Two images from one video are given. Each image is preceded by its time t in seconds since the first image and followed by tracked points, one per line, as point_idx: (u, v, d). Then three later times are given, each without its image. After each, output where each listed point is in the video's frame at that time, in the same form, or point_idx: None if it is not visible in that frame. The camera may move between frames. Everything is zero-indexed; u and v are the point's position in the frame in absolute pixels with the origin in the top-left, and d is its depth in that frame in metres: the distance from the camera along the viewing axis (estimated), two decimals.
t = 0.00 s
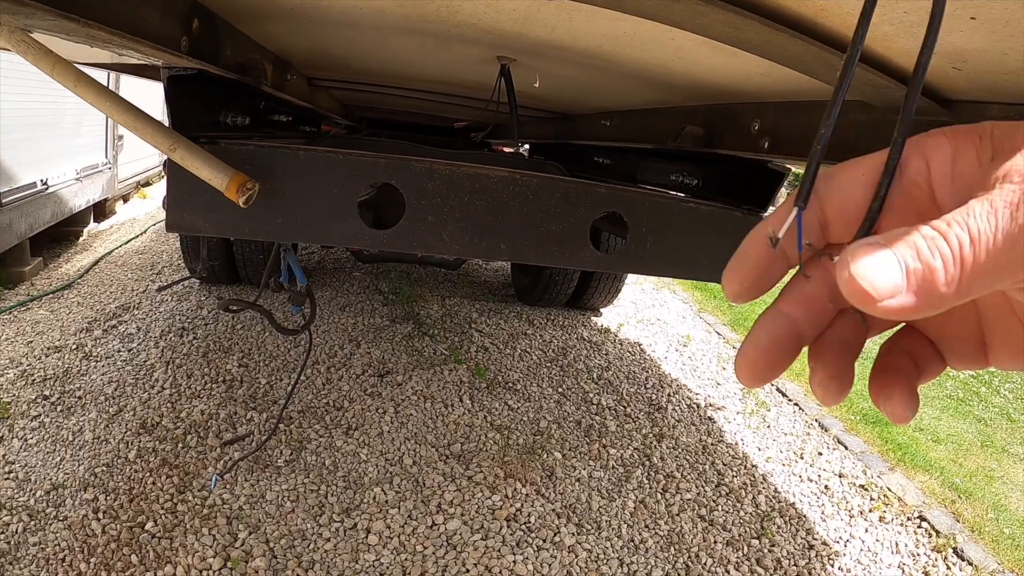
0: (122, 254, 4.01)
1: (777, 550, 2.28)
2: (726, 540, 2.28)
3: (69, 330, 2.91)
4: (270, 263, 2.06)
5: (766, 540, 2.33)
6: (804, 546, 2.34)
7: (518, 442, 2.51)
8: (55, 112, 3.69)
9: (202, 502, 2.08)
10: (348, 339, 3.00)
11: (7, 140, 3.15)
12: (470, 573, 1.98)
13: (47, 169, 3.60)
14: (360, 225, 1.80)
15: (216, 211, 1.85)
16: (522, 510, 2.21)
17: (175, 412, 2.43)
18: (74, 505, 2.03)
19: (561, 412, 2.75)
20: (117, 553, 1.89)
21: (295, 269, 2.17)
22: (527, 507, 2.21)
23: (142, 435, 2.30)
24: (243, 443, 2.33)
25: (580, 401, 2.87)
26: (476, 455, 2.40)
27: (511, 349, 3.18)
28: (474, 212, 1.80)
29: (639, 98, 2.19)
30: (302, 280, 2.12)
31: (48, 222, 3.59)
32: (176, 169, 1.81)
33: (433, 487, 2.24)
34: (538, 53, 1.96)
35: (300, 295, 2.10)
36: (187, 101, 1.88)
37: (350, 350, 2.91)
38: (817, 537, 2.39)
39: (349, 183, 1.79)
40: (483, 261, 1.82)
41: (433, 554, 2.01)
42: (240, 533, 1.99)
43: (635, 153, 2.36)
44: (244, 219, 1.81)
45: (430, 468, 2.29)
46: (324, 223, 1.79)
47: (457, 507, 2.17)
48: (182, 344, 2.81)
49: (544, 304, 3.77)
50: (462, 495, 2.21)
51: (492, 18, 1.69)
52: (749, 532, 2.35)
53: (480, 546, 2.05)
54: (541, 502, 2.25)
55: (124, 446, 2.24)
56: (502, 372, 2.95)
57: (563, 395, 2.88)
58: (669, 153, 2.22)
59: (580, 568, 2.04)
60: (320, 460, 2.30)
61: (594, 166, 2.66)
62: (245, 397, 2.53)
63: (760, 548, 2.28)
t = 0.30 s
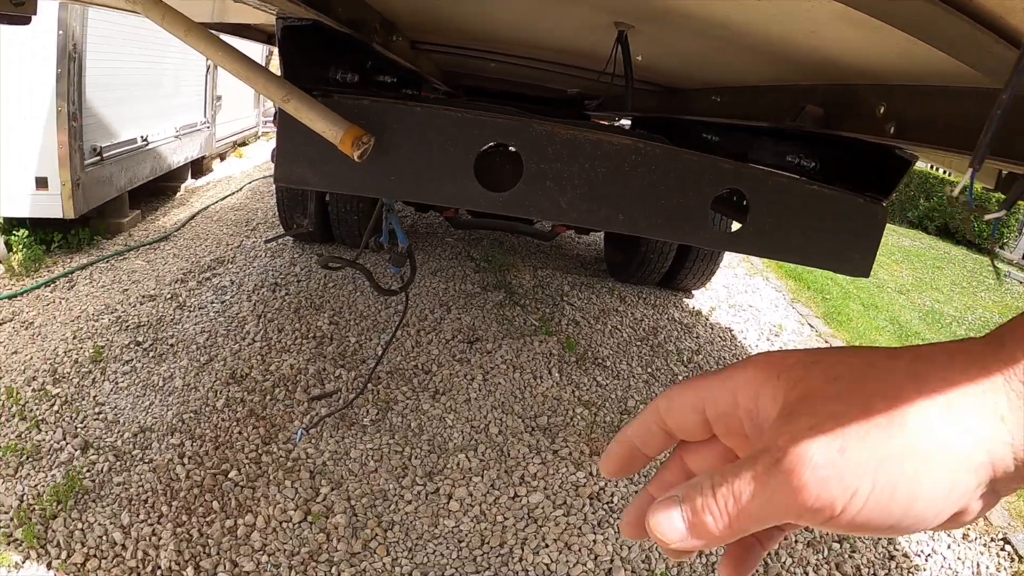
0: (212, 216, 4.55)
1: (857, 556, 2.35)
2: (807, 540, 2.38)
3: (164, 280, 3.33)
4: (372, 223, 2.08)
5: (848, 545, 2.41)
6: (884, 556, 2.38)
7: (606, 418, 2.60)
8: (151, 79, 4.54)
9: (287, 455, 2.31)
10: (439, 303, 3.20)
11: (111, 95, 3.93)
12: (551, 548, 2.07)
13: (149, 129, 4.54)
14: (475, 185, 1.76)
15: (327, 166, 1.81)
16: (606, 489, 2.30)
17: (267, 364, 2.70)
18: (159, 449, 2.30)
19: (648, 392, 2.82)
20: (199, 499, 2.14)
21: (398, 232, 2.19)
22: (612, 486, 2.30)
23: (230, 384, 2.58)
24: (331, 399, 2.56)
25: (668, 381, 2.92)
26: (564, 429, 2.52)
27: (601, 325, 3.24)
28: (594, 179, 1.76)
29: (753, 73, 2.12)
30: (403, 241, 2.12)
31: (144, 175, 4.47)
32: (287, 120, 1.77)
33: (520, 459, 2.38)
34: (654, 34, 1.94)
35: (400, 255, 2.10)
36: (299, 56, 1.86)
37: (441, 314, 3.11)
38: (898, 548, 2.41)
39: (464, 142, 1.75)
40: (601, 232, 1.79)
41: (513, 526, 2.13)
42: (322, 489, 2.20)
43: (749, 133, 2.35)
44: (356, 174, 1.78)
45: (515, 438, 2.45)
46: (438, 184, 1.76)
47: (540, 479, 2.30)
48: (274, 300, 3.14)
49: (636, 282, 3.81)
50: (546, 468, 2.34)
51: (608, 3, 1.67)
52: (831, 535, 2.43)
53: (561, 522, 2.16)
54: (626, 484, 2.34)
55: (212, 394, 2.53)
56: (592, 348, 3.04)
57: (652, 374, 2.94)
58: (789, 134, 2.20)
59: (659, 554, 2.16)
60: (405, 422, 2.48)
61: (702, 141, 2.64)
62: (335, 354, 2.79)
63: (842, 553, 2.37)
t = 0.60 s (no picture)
0: (304, 172, 4.65)
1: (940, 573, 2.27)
2: (889, 551, 2.28)
3: (254, 234, 3.43)
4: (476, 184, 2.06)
5: (929, 560, 2.30)
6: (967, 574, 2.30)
7: (694, 403, 2.55)
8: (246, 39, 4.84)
9: (369, 416, 2.38)
10: (529, 272, 3.09)
11: (203, 52, 4.22)
12: (631, 531, 2.12)
13: (241, 87, 4.88)
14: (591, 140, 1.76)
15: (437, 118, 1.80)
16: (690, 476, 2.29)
17: (353, 321, 2.73)
18: (240, 400, 2.42)
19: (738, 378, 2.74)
20: (279, 452, 2.25)
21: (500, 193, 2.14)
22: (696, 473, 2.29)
23: (315, 339, 2.64)
24: (416, 359, 2.59)
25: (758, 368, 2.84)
26: (651, 409, 2.49)
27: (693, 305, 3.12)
28: (722, 148, 1.75)
29: (876, 53, 2.00)
30: (504, 205, 2.08)
31: (235, 130, 4.83)
32: (399, 67, 1.76)
33: (605, 437, 2.36)
34: (774, 13, 1.84)
35: (502, 219, 2.10)
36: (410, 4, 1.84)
37: (532, 282, 3.02)
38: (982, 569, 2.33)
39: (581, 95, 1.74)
40: (725, 204, 1.79)
41: (594, 506, 2.17)
42: (403, 452, 2.27)
43: (865, 113, 2.21)
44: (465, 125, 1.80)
45: (602, 415, 2.43)
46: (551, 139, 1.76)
47: (624, 460, 2.30)
48: (362, 258, 3.10)
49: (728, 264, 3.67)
50: (631, 449, 2.33)
51: None
52: (914, 547, 2.33)
53: (643, 506, 2.18)
54: (712, 473, 2.31)
55: (297, 347, 2.60)
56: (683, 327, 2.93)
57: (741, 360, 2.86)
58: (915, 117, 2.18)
59: (739, 548, 2.14)
60: (491, 389, 2.51)
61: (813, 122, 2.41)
62: (422, 316, 2.76)
63: (923, 566, 2.27)
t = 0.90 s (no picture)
0: (341, 156, 4.63)
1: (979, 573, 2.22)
2: (930, 548, 2.23)
3: (293, 218, 3.44)
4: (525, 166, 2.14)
5: (970, 559, 2.26)
6: None
7: (737, 392, 2.50)
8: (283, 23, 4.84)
9: (410, 399, 2.37)
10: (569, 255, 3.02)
11: (240, 37, 4.23)
12: (673, 522, 2.09)
13: (278, 71, 4.91)
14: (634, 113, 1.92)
15: (488, 98, 1.97)
16: (733, 466, 2.25)
17: (392, 305, 2.72)
18: (281, 383, 2.43)
19: (781, 368, 2.69)
20: (319, 436, 2.26)
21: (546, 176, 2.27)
22: (740, 464, 2.25)
23: (355, 323, 2.64)
24: (457, 344, 2.57)
25: (800, 358, 2.79)
26: (693, 398, 2.45)
27: (735, 292, 3.07)
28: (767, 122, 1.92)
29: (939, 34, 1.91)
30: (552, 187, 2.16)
31: (274, 114, 4.89)
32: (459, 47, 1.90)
33: (646, 426, 2.33)
34: None
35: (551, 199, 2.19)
36: None
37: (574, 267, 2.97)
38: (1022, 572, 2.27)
39: (624, 70, 1.89)
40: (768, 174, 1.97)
41: (636, 495, 2.15)
42: (444, 437, 2.26)
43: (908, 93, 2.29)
44: (514, 101, 1.96)
45: (643, 403, 2.39)
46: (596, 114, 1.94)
47: (667, 449, 2.27)
48: (402, 242, 3.08)
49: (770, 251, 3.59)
50: (674, 437, 2.30)
51: None
52: (954, 546, 2.28)
53: (686, 496, 2.15)
54: (755, 465, 2.26)
55: (337, 331, 2.61)
56: (724, 316, 2.89)
57: (784, 350, 2.80)
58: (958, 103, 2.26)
59: (780, 542, 2.10)
60: (534, 375, 2.48)
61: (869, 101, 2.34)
62: (462, 300, 2.75)
63: (963, 566, 2.23)
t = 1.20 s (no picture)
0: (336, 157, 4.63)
1: (984, 562, 2.20)
2: (934, 537, 2.22)
3: (287, 220, 3.44)
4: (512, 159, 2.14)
5: (975, 547, 2.24)
6: (1012, 565, 2.23)
7: (735, 384, 2.49)
8: (272, 25, 4.84)
9: (404, 398, 2.35)
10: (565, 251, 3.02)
11: (229, 40, 4.23)
12: (672, 516, 2.08)
13: (270, 74, 4.92)
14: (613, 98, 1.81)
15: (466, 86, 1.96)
16: (732, 459, 2.23)
17: (386, 304, 2.71)
18: (273, 384, 2.42)
19: (779, 358, 2.67)
20: (312, 436, 2.24)
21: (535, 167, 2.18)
22: (738, 456, 2.23)
23: (348, 323, 2.63)
24: (450, 341, 2.56)
25: (799, 349, 2.78)
26: (690, 390, 2.44)
27: (731, 284, 3.06)
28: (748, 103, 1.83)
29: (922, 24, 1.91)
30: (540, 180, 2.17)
31: (266, 117, 4.89)
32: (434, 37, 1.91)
33: (643, 418, 2.32)
34: None
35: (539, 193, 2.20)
36: None
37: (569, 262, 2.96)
38: None
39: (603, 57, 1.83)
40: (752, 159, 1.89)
41: (633, 489, 2.13)
42: (438, 435, 2.25)
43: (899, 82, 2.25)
44: (492, 88, 1.93)
45: (640, 396, 2.38)
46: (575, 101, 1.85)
47: (665, 442, 2.26)
48: (395, 241, 3.08)
49: (767, 243, 3.58)
50: (672, 430, 2.29)
51: None
52: (959, 535, 2.26)
53: (683, 489, 2.13)
54: (753, 455, 2.25)
55: (330, 331, 2.60)
56: (722, 307, 2.88)
57: (782, 340, 2.79)
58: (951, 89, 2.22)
59: (781, 534, 2.08)
60: (529, 371, 2.47)
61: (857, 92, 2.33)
62: (457, 297, 2.74)
63: (968, 555, 2.21)
